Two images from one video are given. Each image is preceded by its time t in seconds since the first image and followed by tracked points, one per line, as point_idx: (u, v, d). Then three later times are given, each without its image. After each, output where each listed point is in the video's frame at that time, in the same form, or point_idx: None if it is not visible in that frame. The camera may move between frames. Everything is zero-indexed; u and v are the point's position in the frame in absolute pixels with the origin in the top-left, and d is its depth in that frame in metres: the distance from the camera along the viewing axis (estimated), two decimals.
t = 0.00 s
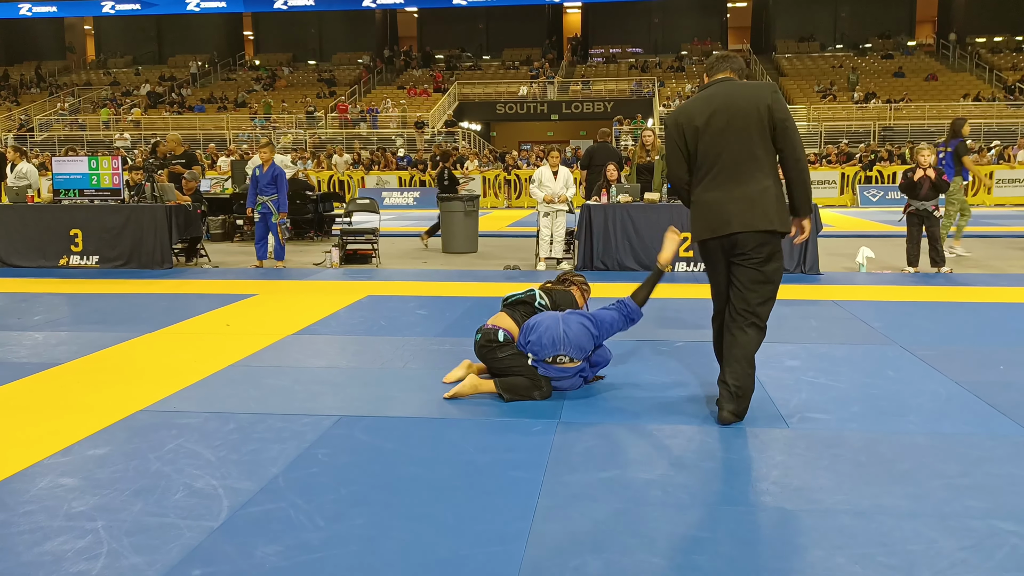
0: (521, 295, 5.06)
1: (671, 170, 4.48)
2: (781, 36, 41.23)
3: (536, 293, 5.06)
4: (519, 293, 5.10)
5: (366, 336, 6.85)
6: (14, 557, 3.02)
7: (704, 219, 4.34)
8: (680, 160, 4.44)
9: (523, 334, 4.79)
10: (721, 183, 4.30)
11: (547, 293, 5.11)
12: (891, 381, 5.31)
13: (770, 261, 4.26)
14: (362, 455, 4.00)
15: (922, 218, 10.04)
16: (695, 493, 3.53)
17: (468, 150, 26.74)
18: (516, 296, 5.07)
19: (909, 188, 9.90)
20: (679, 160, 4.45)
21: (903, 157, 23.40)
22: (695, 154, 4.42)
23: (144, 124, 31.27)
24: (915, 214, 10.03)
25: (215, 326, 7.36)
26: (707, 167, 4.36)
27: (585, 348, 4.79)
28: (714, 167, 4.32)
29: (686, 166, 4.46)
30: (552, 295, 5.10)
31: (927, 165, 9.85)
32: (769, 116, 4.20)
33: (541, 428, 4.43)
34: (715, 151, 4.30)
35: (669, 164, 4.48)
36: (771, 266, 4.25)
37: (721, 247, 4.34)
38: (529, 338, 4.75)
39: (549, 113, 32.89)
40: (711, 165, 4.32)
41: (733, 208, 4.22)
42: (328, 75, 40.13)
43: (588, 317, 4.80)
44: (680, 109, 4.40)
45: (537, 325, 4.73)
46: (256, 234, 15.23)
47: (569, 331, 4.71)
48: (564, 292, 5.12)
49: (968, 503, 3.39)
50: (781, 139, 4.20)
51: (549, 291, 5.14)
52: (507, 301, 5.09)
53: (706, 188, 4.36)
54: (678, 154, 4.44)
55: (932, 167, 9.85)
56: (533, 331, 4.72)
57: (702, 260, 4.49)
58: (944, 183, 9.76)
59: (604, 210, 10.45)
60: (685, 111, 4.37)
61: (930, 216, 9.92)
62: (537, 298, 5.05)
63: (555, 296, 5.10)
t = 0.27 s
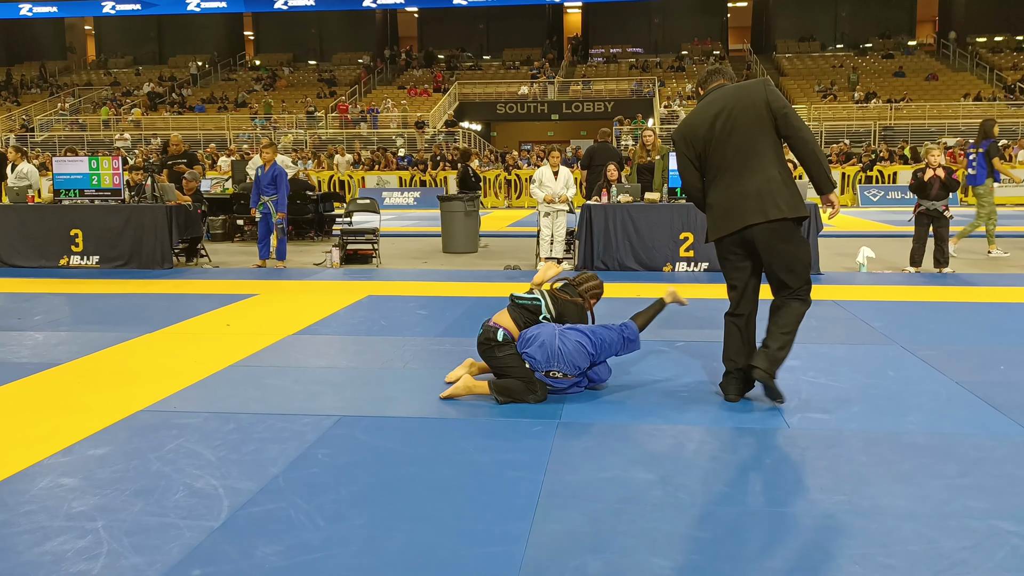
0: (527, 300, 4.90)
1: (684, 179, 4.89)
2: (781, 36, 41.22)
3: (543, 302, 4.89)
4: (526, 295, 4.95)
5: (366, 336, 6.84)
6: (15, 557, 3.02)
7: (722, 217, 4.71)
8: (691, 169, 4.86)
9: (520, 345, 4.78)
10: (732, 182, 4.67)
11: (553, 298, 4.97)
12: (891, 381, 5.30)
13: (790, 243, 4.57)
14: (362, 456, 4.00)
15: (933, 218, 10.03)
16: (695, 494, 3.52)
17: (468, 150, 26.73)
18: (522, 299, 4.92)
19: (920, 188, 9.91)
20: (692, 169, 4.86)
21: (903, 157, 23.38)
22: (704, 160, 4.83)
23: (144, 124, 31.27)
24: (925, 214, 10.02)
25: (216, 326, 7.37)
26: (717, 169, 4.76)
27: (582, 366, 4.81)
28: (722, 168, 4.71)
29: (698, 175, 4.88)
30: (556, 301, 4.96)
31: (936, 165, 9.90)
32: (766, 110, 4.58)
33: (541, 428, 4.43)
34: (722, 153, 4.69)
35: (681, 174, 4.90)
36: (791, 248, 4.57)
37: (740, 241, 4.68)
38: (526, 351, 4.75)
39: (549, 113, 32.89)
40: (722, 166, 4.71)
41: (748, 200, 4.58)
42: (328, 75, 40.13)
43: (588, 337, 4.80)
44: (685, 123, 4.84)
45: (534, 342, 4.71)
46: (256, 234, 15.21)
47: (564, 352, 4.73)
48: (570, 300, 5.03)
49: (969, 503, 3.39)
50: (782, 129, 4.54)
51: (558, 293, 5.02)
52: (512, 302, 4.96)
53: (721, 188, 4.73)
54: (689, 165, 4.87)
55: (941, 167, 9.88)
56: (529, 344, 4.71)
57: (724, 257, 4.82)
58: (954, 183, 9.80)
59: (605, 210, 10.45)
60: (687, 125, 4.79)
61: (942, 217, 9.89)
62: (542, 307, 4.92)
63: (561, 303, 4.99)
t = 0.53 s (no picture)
0: (539, 304, 4.88)
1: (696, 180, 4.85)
2: (780, 36, 41.25)
3: (555, 309, 4.88)
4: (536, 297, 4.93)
5: (365, 336, 6.84)
6: (13, 557, 3.01)
7: (744, 217, 4.74)
8: (706, 170, 4.83)
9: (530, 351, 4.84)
10: (753, 182, 4.74)
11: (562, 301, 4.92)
12: (889, 382, 5.31)
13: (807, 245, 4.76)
14: (361, 455, 4.00)
15: (937, 219, 10.11)
16: (693, 494, 3.53)
17: (467, 150, 26.74)
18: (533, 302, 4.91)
19: (925, 189, 9.96)
20: (707, 170, 4.84)
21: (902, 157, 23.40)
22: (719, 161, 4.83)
23: (143, 124, 31.24)
24: (931, 215, 10.08)
25: (215, 326, 7.36)
26: (734, 171, 4.79)
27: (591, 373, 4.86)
28: (742, 169, 4.76)
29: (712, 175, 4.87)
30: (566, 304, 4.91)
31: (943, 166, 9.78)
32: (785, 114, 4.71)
33: (540, 428, 4.43)
34: (744, 153, 4.73)
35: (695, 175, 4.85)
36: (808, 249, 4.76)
37: (759, 242, 4.74)
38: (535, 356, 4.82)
39: (548, 113, 32.91)
40: (743, 167, 4.75)
41: (774, 202, 4.66)
42: (327, 75, 40.12)
43: (598, 345, 4.80)
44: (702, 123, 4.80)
45: (545, 349, 4.78)
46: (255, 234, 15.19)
47: (573, 361, 4.78)
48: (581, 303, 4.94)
49: (968, 503, 3.39)
50: (801, 132, 4.71)
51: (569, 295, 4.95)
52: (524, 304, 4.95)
53: (740, 189, 4.77)
54: (705, 165, 4.83)
55: (949, 167, 9.77)
56: (538, 350, 4.79)
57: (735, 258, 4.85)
58: (959, 185, 9.66)
59: (604, 210, 10.46)
60: (706, 124, 4.76)
61: (947, 218, 9.97)
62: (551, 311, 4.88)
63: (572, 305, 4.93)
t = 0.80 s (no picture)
0: (532, 307, 4.85)
1: (720, 172, 5.00)
2: (778, 35, 41.28)
3: (549, 312, 4.83)
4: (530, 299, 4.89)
5: (363, 336, 6.84)
6: (10, 557, 3.01)
7: (767, 211, 4.95)
8: (731, 161, 5.00)
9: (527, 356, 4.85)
10: (775, 178, 4.95)
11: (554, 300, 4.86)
12: (888, 381, 5.31)
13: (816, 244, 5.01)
14: (359, 456, 4.00)
15: (936, 218, 10.10)
16: (692, 494, 3.52)
17: (466, 150, 26.74)
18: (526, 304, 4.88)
19: (927, 187, 9.96)
20: (731, 160, 5.01)
21: (901, 157, 23.41)
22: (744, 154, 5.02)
23: (141, 124, 31.23)
24: (931, 214, 10.06)
25: (213, 326, 7.35)
26: (757, 165, 4.99)
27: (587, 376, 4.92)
28: (766, 164, 4.97)
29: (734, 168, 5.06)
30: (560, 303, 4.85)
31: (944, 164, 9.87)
32: (810, 118, 4.99)
33: (539, 428, 4.43)
34: (770, 149, 4.94)
35: (720, 165, 5.00)
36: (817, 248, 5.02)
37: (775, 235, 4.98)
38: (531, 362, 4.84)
39: (547, 113, 32.93)
40: (768, 162, 4.96)
41: (795, 198, 4.90)
42: (326, 74, 40.10)
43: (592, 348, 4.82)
44: (733, 117, 4.97)
45: (540, 357, 4.81)
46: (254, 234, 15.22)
47: (569, 366, 4.81)
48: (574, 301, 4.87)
49: (967, 503, 3.39)
50: (822, 137, 5.00)
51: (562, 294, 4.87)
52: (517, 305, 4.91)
53: (762, 182, 4.97)
54: (730, 156, 5.00)
55: (949, 166, 9.83)
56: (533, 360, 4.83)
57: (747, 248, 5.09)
58: (960, 184, 9.70)
59: (603, 209, 10.44)
60: (738, 117, 4.95)
61: (946, 216, 9.93)
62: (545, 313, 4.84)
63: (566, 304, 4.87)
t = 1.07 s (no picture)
0: (515, 307, 4.84)
1: (734, 165, 5.01)
2: (778, 35, 41.27)
3: (531, 312, 4.83)
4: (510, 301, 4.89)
5: (363, 336, 6.84)
6: (9, 558, 3.00)
7: (776, 208, 5.00)
8: (746, 154, 4.99)
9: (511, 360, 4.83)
10: (786, 176, 5.02)
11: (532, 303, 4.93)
12: (888, 380, 5.31)
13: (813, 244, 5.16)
14: (359, 455, 4.00)
15: (935, 217, 10.08)
16: (692, 493, 3.52)
17: (466, 149, 26.75)
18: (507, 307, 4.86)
19: (925, 187, 9.98)
20: (745, 153, 5.00)
21: (901, 156, 23.41)
22: (758, 148, 5.05)
23: (141, 124, 31.22)
24: (929, 213, 10.08)
25: (213, 326, 7.35)
26: (769, 161, 5.03)
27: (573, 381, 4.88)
28: (777, 161, 5.02)
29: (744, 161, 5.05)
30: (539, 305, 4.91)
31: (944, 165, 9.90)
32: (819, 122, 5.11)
33: (539, 428, 4.42)
34: (785, 146, 4.99)
35: (735, 159, 4.99)
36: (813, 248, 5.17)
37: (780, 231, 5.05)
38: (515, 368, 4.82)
39: (547, 112, 32.94)
40: (781, 159, 5.00)
41: (804, 197, 4.98)
42: (325, 74, 40.09)
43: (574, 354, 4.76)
44: (752, 110, 4.96)
45: (525, 363, 4.81)
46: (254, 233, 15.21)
47: (552, 370, 4.78)
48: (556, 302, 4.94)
49: (966, 502, 3.39)
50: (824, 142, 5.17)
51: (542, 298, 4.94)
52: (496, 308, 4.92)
53: (774, 179, 5.02)
54: (745, 148, 4.98)
55: (949, 167, 9.88)
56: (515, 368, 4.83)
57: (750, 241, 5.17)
58: (960, 185, 9.75)
59: (603, 209, 10.44)
60: (759, 111, 4.95)
61: (944, 216, 9.95)
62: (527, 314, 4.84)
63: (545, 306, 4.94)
